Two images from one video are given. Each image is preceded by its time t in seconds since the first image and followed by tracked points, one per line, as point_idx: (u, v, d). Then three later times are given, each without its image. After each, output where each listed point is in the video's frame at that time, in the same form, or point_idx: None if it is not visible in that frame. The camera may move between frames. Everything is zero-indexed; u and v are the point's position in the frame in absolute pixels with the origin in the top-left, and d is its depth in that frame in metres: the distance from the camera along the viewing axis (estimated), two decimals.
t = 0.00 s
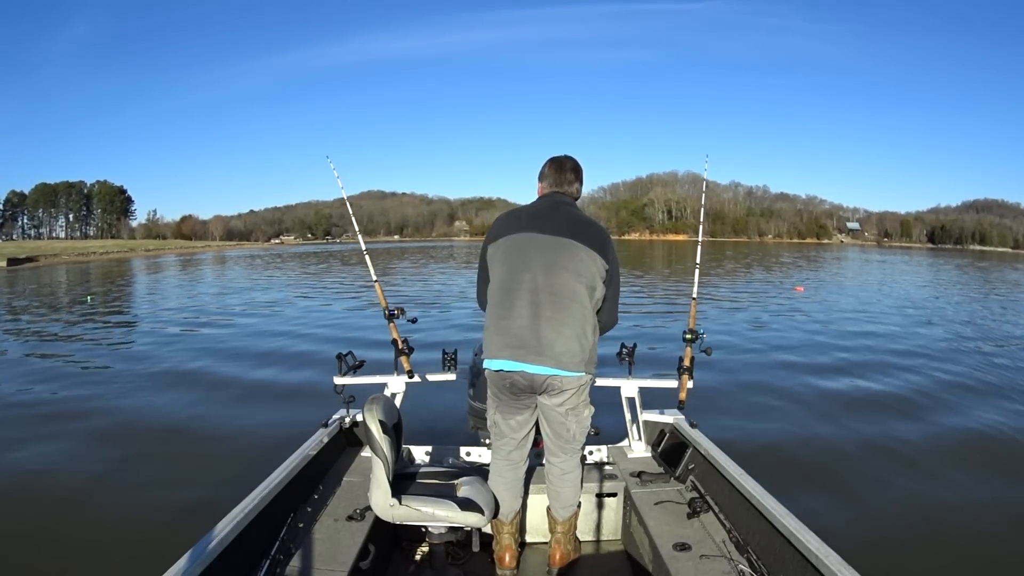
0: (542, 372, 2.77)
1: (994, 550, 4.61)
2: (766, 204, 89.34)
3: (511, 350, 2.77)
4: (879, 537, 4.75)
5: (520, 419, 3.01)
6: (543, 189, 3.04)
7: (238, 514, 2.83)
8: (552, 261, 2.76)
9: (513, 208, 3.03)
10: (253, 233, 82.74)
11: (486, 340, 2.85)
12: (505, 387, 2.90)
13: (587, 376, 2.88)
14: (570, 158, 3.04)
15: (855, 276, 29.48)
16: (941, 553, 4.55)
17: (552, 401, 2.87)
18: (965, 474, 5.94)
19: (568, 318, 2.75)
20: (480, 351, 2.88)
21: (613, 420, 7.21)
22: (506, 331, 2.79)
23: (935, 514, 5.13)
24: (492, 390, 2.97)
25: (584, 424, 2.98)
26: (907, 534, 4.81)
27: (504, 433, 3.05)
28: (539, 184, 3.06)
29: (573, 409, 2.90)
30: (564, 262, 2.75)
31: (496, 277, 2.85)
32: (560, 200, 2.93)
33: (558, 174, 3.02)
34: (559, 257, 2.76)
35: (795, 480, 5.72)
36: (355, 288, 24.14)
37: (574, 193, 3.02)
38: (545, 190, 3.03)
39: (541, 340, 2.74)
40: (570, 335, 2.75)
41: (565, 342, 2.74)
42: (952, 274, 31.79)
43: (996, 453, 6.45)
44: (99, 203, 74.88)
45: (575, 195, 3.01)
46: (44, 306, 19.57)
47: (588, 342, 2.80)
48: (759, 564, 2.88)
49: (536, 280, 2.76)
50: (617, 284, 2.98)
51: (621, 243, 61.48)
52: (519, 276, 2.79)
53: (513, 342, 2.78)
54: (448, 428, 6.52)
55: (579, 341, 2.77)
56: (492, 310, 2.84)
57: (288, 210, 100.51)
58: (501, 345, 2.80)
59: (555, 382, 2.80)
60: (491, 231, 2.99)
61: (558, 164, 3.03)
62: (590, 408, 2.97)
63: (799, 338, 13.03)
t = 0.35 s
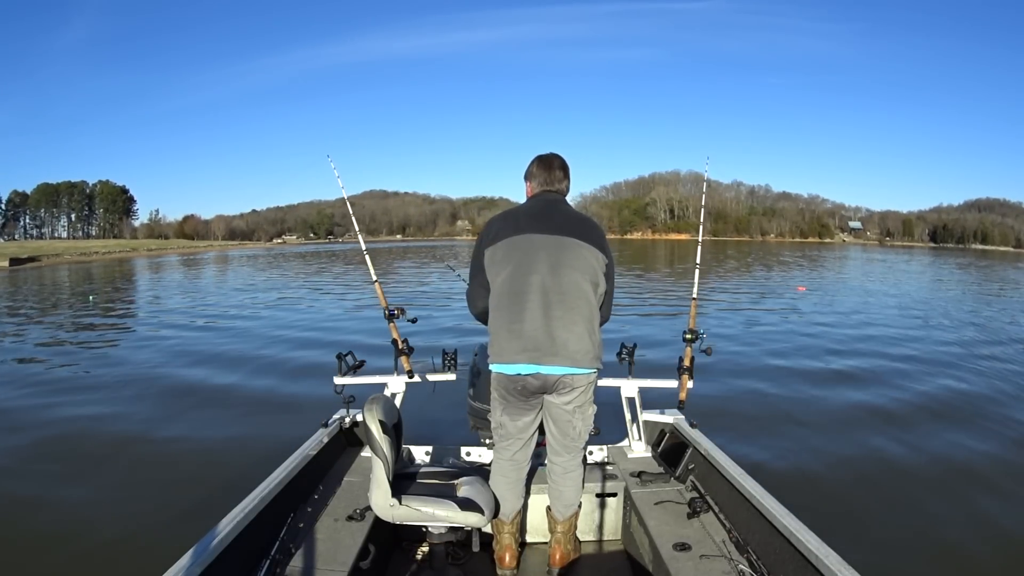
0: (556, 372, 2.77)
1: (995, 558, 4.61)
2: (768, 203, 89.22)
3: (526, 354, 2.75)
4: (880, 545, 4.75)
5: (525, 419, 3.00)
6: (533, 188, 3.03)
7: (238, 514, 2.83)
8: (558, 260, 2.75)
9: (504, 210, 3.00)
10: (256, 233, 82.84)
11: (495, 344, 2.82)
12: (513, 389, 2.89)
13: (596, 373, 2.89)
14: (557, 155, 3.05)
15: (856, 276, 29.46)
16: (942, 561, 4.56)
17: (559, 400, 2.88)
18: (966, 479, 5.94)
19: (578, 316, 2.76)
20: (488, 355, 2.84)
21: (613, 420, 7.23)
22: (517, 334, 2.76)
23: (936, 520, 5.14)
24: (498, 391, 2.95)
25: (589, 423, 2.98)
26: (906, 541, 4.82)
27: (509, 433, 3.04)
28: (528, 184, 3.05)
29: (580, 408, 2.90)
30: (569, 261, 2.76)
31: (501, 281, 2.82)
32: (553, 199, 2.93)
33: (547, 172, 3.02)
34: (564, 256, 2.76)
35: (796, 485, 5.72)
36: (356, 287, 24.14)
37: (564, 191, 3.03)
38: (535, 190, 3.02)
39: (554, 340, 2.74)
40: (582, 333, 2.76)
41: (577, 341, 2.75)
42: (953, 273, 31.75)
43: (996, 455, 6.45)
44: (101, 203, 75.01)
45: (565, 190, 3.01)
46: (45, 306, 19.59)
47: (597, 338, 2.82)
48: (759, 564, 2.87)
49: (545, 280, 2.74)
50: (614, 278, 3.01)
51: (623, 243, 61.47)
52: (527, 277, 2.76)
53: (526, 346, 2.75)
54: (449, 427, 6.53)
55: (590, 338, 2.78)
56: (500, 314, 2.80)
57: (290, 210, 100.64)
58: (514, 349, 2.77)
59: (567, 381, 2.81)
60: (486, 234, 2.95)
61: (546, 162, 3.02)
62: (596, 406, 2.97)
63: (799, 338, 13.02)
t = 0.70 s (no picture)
0: (558, 373, 2.76)
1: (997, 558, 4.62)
2: (770, 204, 89.10)
3: (528, 355, 2.75)
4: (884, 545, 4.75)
5: (526, 420, 3.01)
6: (531, 187, 3.03)
7: (238, 514, 2.83)
8: (559, 261, 2.75)
9: (503, 210, 3.00)
10: (258, 233, 82.86)
11: (496, 346, 2.82)
12: (514, 390, 2.89)
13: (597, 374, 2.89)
14: (555, 153, 3.05)
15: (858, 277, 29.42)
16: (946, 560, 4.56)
17: (560, 400, 2.88)
18: (966, 481, 5.94)
19: (579, 316, 2.75)
20: (490, 358, 2.84)
21: (613, 421, 7.22)
22: (519, 336, 2.76)
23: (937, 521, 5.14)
24: (499, 392, 2.95)
25: (590, 424, 2.98)
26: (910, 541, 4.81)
27: (509, 433, 3.05)
28: (526, 182, 3.05)
29: (581, 407, 2.90)
30: (569, 261, 2.76)
31: (501, 282, 2.82)
32: (552, 198, 2.93)
33: (545, 171, 3.02)
34: (564, 256, 2.76)
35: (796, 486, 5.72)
36: (357, 288, 24.16)
37: (563, 189, 3.03)
38: (533, 189, 3.02)
39: (556, 341, 2.74)
40: (583, 333, 2.76)
41: (580, 342, 2.75)
42: (955, 275, 31.71)
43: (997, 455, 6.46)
44: (104, 202, 75.10)
45: (564, 189, 3.01)
46: (47, 305, 19.63)
47: (598, 338, 2.81)
48: (758, 564, 2.87)
49: (546, 282, 2.74)
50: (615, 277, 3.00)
51: (625, 244, 61.43)
52: (528, 278, 2.76)
53: (528, 347, 2.75)
54: (448, 428, 6.52)
55: (592, 338, 2.78)
56: (501, 316, 2.80)
57: (292, 210, 100.70)
58: (516, 351, 2.77)
59: (569, 381, 2.80)
60: (485, 235, 2.95)
61: (544, 160, 3.02)
62: (597, 407, 2.96)
63: (800, 339, 13.01)
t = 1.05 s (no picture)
0: (550, 373, 2.76)
1: (994, 560, 4.66)
2: (772, 207, 89.01)
3: (519, 355, 2.76)
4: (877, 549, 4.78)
5: (523, 420, 3.01)
6: (530, 188, 3.04)
7: (238, 514, 2.83)
8: (552, 261, 2.75)
9: (502, 211, 3.02)
10: (260, 234, 82.92)
11: (490, 346, 2.84)
12: (509, 389, 2.89)
13: (592, 375, 2.88)
14: (555, 154, 3.05)
15: (859, 279, 29.45)
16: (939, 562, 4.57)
17: (556, 401, 2.87)
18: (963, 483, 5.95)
19: (572, 318, 2.75)
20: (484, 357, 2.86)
21: (614, 422, 7.21)
22: (511, 336, 2.78)
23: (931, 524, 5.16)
24: (496, 392, 2.96)
25: (587, 424, 2.98)
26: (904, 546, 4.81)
27: (507, 434, 3.05)
28: (525, 183, 3.05)
29: (577, 408, 2.90)
30: (563, 261, 2.75)
31: (496, 282, 2.84)
32: (549, 199, 2.93)
33: (545, 171, 3.02)
34: (558, 256, 2.76)
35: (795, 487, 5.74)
36: (359, 289, 24.22)
37: (562, 190, 3.03)
38: (532, 189, 3.03)
39: (548, 341, 2.74)
40: (576, 333, 2.75)
41: (572, 343, 2.74)
42: (958, 277, 31.65)
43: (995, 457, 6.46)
44: (106, 203, 75.16)
45: (563, 189, 3.01)
46: (50, 306, 19.70)
47: (592, 339, 2.81)
48: (759, 564, 2.87)
49: (539, 281, 2.75)
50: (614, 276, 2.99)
51: (628, 246, 61.50)
52: (521, 277, 2.77)
53: (519, 346, 2.76)
54: (448, 429, 6.52)
55: (586, 339, 2.78)
56: (494, 316, 2.82)
57: (294, 211, 100.77)
58: (507, 351, 2.79)
59: (561, 381, 2.80)
60: (483, 235, 2.97)
61: (542, 161, 3.03)
62: (593, 407, 2.96)
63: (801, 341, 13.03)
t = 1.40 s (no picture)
0: (540, 373, 2.77)
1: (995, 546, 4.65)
2: (774, 207, 89.03)
3: (508, 355, 2.78)
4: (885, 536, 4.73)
5: (519, 420, 3.01)
6: (530, 188, 3.04)
7: (238, 514, 2.83)
8: (544, 262, 2.75)
9: (502, 211, 3.03)
10: (263, 233, 83.12)
11: (482, 345, 2.87)
12: (503, 389, 2.91)
13: (587, 376, 2.87)
14: (557, 155, 3.05)
15: (861, 279, 29.44)
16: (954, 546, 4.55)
17: (550, 402, 2.86)
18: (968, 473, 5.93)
19: (563, 318, 2.75)
20: (477, 356, 2.89)
21: (614, 421, 7.23)
22: (502, 335, 2.80)
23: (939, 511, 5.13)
24: (492, 391, 2.97)
25: (583, 426, 2.96)
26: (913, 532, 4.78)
27: (504, 434, 3.05)
28: (526, 183, 3.06)
29: (571, 410, 2.88)
30: (556, 262, 2.75)
31: (489, 281, 2.86)
32: (547, 199, 2.93)
33: (545, 172, 3.02)
34: (550, 257, 2.76)
35: (795, 479, 5.72)
36: (361, 289, 24.28)
37: (562, 190, 3.02)
38: (533, 190, 3.03)
39: (537, 342, 2.75)
40: (567, 335, 2.75)
41: (562, 344, 2.74)
42: (960, 277, 31.57)
43: (997, 451, 6.45)
44: (109, 203, 75.31)
45: (563, 190, 3.00)
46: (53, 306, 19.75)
47: (584, 340, 2.80)
48: (759, 564, 2.87)
49: (530, 282, 2.76)
50: (613, 277, 2.97)
51: (630, 246, 61.56)
52: (513, 277, 2.78)
53: (509, 346, 2.78)
54: (448, 428, 6.53)
55: (577, 340, 2.77)
56: (487, 315, 2.85)
57: (297, 212, 100.88)
58: (498, 350, 2.81)
59: (552, 382, 2.80)
60: (482, 235, 3.00)
61: (543, 162, 3.03)
62: (589, 409, 2.95)
63: (802, 341, 13.04)
